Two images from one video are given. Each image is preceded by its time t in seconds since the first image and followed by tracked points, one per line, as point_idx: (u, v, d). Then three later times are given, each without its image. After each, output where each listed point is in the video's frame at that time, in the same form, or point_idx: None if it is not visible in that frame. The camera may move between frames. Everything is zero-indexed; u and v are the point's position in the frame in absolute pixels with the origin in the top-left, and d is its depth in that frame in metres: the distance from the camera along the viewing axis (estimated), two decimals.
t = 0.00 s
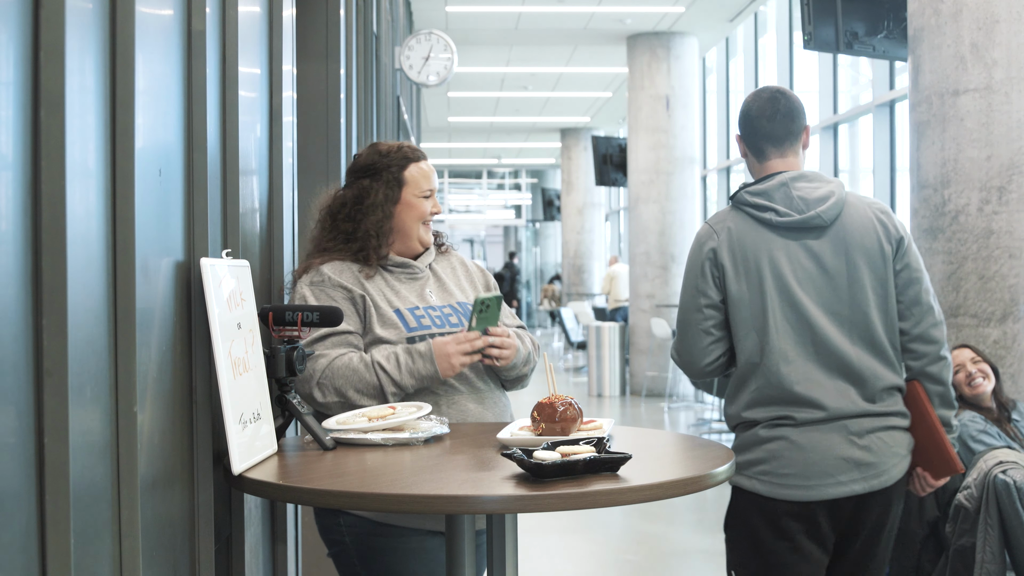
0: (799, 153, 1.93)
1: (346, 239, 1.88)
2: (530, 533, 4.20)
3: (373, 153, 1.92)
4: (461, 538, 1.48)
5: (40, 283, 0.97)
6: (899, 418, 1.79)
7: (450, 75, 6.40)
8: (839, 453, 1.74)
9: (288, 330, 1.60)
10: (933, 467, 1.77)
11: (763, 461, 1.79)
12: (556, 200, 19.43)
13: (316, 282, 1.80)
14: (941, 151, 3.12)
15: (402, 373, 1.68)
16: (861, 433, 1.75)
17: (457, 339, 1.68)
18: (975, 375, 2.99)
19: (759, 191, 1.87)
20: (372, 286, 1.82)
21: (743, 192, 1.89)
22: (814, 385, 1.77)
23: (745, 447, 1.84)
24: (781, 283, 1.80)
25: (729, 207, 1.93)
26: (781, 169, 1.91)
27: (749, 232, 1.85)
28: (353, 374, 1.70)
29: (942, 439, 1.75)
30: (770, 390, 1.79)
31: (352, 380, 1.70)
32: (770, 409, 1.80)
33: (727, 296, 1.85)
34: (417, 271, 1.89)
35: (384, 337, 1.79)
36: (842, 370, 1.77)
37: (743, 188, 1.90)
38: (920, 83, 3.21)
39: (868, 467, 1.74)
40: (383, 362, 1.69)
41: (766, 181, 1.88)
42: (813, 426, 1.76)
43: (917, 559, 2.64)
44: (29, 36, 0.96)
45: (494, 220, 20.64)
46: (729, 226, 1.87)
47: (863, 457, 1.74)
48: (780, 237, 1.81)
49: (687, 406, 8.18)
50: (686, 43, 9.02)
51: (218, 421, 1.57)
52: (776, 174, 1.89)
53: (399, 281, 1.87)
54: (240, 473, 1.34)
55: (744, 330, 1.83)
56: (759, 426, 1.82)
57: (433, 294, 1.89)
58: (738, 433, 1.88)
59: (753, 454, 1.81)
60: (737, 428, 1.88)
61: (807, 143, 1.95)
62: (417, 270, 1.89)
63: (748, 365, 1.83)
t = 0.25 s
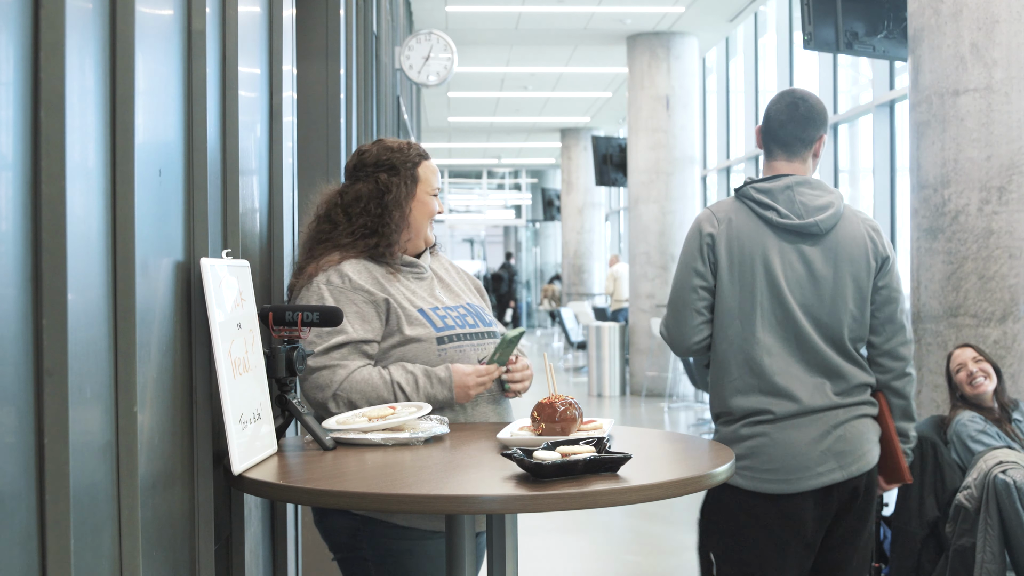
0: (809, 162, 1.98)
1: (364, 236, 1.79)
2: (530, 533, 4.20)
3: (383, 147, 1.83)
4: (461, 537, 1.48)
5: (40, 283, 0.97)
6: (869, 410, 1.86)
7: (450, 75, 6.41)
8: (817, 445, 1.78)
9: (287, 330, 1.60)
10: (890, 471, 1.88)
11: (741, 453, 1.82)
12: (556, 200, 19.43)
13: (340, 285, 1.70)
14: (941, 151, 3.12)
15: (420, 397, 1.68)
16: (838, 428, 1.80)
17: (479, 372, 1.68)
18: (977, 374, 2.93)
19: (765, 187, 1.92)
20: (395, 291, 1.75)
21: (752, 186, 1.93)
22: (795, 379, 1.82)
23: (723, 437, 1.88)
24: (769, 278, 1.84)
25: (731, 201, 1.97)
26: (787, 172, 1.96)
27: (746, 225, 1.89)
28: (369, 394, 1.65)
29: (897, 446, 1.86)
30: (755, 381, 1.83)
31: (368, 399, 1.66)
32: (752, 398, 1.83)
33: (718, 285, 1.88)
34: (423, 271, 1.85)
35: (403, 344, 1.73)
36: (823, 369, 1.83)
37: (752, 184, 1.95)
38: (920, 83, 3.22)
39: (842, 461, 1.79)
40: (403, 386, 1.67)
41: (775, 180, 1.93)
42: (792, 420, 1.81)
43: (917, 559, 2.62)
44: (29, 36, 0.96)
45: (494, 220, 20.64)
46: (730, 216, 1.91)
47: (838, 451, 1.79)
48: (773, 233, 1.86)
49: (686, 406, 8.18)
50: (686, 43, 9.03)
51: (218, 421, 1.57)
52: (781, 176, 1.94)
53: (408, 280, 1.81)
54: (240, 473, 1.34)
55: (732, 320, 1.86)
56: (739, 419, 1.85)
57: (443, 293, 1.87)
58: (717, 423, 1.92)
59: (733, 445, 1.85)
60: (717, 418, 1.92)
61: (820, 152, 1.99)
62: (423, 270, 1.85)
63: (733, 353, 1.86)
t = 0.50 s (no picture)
0: (800, 164, 2.06)
1: (375, 237, 1.78)
2: (530, 533, 4.20)
3: (381, 147, 1.83)
4: (461, 537, 1.48)
5: (40, 285, 0.97)
6: (842, 409, 1.96)
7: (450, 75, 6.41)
8: (785, 436, 1.89)
9: (287, 329, 1.60)
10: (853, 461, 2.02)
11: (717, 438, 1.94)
12: (556, 200, 19.42)
13: (364, 286, 1.68)
14: (941, 151, 3.12)
15: (450, 397, 1.70)
16: (809, 422, 1.91)
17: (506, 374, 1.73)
18: (978, 374, 2.93)
19: (757, 186, 2.02)
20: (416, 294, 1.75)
21: (745, 183, 2.02)
22: (774, 372, 1.92)
23: (701, 422, 1.99)
24: (753, 276, 1.94)
25: (724, 195, 2.07)
26: (777, 172, 2.06)
27: (736, 221, 1.99)
28: (406, 395, 1.65)
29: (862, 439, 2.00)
30: (735, 371, 1.94)
31: (404, 400, 1.65)
32: (731, 386, 1.94)
33: (705, 277, 1.99)
34: (422, 268, 1.87)
35: (427, 342, 1.74)
36: (801, 365, 1.93)
37: (745, 182, 2.04)
38: (920, 83, 3.22)
39: (809, 454, 1.89)
40: (436, 386, 1.68)
41: (766, 180, 2.03)
42: (767, 411, 1.91)
43: (917, 558, 2.62)
44: (30, 36, 0.97)
45: (494, 220, 20.63)
46: (721, 211, 2.02)
47: (806, 444, 1.89)
48: (761, 232, 1.96)
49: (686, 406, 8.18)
50: (686, 43, 9.03)
51: (218, 421, 1.57)
52: (773, 175, 2.04)
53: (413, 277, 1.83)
54: (239, 473, 1.34)
55: (717, 313, 1.97)
56: (717, 406, 1.96)
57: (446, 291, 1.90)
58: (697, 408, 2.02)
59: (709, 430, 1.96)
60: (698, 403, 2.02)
61: (812, 155, 2.07)
62: (422, 268, 1.86)
63: (718, 343, 1.97)
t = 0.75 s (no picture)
0: (758, 170, 2.06)
1: (381, 236, 1.78)
2: (530, 533, 4.21)
3: (375, 145, 1.82)
4: (462, 537, 1.48)
5: (39, 284, 0.97)
6: (805, 405, 1.94)
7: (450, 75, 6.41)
8: (747, 435, 1.88)
9: (287, 329, 1.60)
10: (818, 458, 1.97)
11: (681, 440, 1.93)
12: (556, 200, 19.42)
13: (383, 283, 1.67)
14: (941, 151, 3.12)
15: (472, 393, 1.73)
16: (772, 419, 1.89)
17: (519, 369, 1.80)
18: (979, 376, 2.93)
19: (714, 196, 2.00)
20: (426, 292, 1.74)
21: (702, 194, 2.01)
22: (736, 375, 1.91)
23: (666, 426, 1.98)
24: (713, 282, 1.93)
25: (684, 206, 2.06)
26: (737, 181, 2.04)
27: (695, 231, 1.98)
28: (436, 394, 1.66)
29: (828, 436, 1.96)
30: (697, 377, 1.93)
31: (431, 399, 1.66)
32: (693, 390, 1.93)
33: (667, 284, 1.99)
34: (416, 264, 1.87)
35: (442, 339, 1.75)
36: (763, 368, 1.91)
37: (703, 191, 2.02)
38: (920, 83, 3.22)
39: (773, 450, 1.87)
40: (461, 383, 1.71)
41: (723, 189, 2.00)
42: (728, 411, 1.90)
43: (917, 558, 2.62)
44: (29, 35, 0.96)
45: (494, 220, 20.63)
46: (681, 222, 2.01)
47: (767, 442, 1.88)
48: (720, 240, 1.95)
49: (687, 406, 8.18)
50: (686, 43, 9.03)
51: (218, 422, 1.57)
52: (731, 184, 2.02)
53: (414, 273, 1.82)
54: (240, 473, 1.34)
55: (681, 321, 1.97)
56: (680, 409, 1.95)
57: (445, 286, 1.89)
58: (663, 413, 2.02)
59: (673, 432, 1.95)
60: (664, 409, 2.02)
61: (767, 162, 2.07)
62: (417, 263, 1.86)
63: (681, 350, 1.96)
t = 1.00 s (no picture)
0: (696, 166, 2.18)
1: (393, 236, 1.78)
2: (530, 533, 4.21)
3: (378, 143, 1.83)
4: (462, 538, 1.48)
5: (39, 283, 0.97)
6: (758, 398, 2.03)
7: (450, 75, 6.41)
8: (701, 426, 1.99)
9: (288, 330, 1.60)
10: (785, 439, 2.04)
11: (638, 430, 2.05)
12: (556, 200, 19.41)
13: (404, 285, 1.67)
14: (941, 151, 3.12)
15: (483, 401, 1.76)
16: (723, 411, 1.99)
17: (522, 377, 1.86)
18: (978, 375, 2.92)
19: (655, 200, 2.12)
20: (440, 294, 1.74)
21: (643, 198, 2.13)
22: (685, 368, 2.03)
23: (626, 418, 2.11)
24: (659, 281, 2.06)
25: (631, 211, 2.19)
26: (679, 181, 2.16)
27: (638, 236, 2.11)
28: (449, 401, 1.69)
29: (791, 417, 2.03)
30: (647, 371, 2.05)
31: (446, 407, 1.68)
32: (647, 385, 2.05)
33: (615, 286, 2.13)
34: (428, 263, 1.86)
35: (451, 346, 1.75)
36: (710, 360, 2.02)
37: (645, 196, 2.14)
38: (920, 83, 3.21)
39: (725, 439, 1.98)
40: (474, 392, 1.74)
41: (664, 192, 2.12)
42: (679, 403, 2.01)
43: (917, 558, 2.62)
44: (29, 34, 0.96)
45: (494, 220, 20.62)
46: (626, 228, 2.14)
47: (721, 430, 1.98)
48: (663, 241, 2.07)
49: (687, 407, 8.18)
50: (686, 43, 9.02)
51: (218, 422, 1.57)
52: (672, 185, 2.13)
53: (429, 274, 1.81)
54: (240, 473, 1.34)
55: (630, 319, 2.10)
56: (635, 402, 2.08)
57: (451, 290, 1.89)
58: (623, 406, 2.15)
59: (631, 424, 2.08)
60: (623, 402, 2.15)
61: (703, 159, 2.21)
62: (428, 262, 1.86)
63: (633, 350, 2.09)
